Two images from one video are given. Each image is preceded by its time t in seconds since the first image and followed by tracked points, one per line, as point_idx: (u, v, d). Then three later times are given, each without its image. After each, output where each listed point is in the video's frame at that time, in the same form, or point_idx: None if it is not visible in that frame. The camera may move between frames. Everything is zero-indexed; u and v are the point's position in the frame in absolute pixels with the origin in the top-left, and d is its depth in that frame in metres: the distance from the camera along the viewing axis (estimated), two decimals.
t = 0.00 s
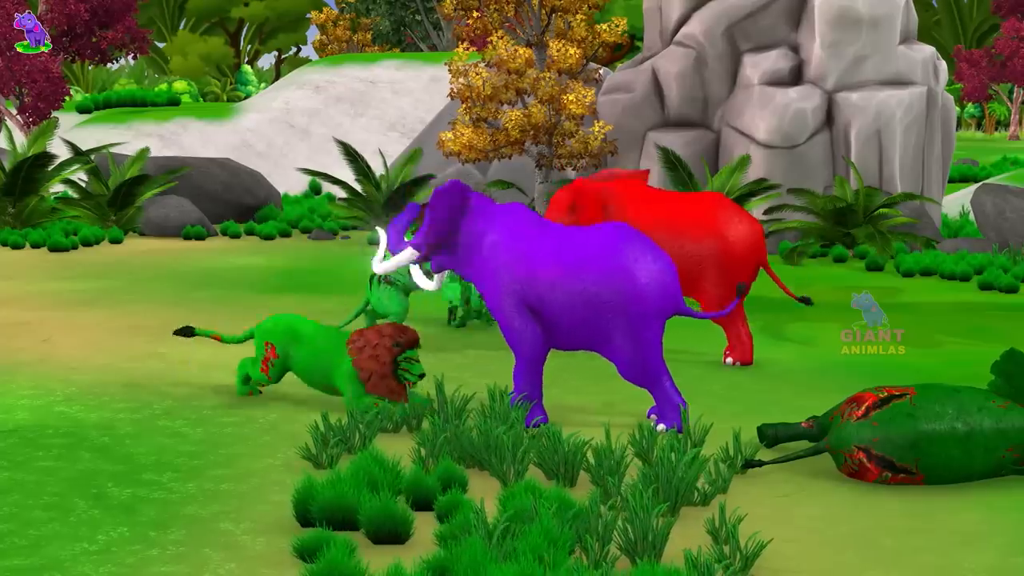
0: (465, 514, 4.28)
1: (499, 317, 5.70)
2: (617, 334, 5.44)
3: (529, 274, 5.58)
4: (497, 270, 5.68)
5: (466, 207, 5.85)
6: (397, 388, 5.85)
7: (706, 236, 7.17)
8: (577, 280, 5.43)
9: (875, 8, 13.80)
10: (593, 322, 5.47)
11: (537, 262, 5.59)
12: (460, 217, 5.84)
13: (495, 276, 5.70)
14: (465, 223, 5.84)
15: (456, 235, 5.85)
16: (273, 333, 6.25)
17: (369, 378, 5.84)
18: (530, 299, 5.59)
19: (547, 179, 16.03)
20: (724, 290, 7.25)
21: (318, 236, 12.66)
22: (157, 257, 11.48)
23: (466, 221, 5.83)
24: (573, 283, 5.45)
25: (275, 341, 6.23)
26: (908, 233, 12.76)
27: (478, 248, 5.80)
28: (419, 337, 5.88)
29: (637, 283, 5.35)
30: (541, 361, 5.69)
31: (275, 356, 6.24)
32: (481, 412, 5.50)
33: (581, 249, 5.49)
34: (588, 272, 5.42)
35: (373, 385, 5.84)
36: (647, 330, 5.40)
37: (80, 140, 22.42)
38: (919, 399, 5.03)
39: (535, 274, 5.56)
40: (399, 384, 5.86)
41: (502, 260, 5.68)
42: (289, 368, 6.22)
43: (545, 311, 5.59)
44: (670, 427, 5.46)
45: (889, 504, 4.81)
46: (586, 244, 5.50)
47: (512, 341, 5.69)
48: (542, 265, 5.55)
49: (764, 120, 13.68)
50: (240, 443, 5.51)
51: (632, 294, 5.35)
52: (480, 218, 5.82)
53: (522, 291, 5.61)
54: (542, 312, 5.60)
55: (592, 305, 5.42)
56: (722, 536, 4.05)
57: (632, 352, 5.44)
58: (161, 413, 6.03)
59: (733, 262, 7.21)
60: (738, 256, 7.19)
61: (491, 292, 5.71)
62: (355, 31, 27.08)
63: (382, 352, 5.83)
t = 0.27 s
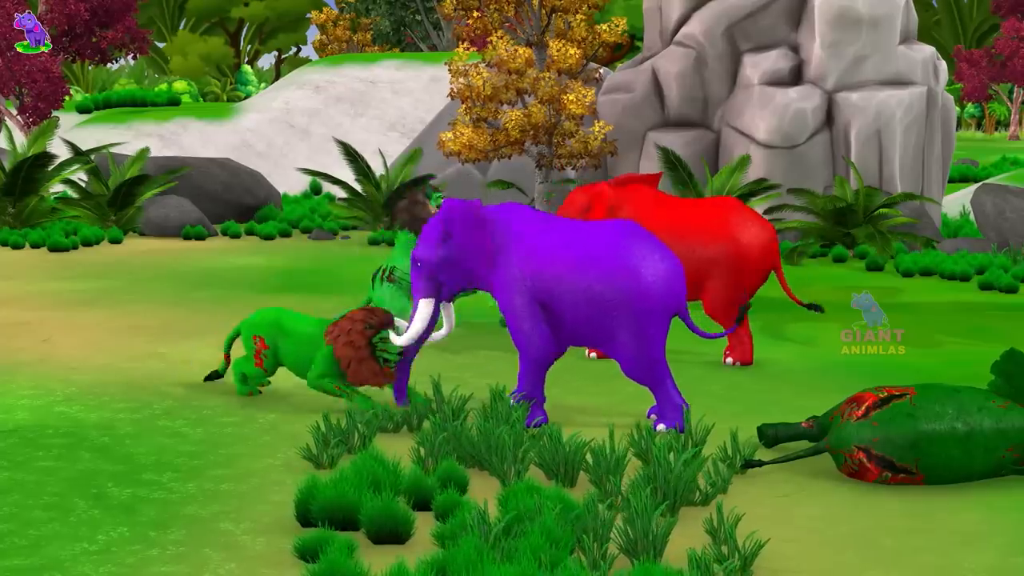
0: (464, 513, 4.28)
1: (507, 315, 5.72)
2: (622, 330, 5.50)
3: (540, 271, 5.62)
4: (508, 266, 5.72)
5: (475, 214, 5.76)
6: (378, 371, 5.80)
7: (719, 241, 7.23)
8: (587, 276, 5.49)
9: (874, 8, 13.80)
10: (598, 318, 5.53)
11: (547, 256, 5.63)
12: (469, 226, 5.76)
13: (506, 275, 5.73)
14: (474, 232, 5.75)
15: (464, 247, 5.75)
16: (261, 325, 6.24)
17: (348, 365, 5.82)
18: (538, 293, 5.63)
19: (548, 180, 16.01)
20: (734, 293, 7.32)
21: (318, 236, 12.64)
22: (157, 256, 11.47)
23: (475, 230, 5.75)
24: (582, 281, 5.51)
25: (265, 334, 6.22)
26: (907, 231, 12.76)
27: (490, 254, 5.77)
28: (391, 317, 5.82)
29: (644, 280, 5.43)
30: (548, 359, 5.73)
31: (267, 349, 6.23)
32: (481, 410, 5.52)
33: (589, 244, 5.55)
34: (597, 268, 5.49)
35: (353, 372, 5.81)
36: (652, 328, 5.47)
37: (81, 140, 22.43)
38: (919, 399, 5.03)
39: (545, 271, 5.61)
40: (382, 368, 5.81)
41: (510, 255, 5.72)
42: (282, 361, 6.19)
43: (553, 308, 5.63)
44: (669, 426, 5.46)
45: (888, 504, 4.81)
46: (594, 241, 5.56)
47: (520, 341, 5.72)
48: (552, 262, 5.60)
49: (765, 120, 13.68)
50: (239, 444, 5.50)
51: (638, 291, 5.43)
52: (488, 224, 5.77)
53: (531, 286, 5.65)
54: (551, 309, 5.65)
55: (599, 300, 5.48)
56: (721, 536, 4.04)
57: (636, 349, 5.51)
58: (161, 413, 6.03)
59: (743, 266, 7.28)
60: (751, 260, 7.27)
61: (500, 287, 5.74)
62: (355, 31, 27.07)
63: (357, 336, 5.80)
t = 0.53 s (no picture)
0: (465, 514, 4.28)
1: (514, 316, 5.74)
2: (629, 329, 5.51)
3: (548, 272, 5.61)
4: (516, 265, 5.72)
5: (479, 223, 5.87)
6: (370, 368, 5.81)
7: (714, 240, 7.11)
8: (596, 275, 5.50)
9: (872, 7, 13.77)
10: (606, 317, 5.54)
11: (555, 255, 5.63)
12: (475, 236, 5.86)
13: (513, 276, 5.72)
14: (479, 242, 5.85)
15: (470, 259, 5.88)
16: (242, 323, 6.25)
17: (338, 364, 5.79)
18: (546, 293, 5.63)
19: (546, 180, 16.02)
20: (726, 293, 7.26)
21: (316, 236, 12.63)
22: (154, 257, 11.46)
23: (481, 240, 5.84)
24: (590, 281, 5.51)
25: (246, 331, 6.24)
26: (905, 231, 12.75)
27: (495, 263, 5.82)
28: (375, 313, 5.79)
29: (652, 279, 5.44)
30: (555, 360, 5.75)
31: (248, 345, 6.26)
32: (484, 411, 5.52)
33: (597, 244, 5.56)
34: (605, 268, 5.50)
35: (345, 370, 5.79)
36: (658, 326, 5.48)
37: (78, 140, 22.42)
38: (921, 399, 5.02)
39: (553, 272, 5.61)
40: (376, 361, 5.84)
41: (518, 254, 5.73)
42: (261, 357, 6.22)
43: (561, 309, 5.63)
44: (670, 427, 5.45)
45: (889, 504, 4.81)
46: (602, 240, 5.57)
47: (528, 342, 5.73)
48: (559, 263, 5.60)
49: (762, 121, 13.68)
50: (240, 444, 5.50)
51: (646, 289, 5.44)
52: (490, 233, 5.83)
53: (538, 285, 5.65)
54: (558, 311, 5.65)
55: (608, 299, 5.49)
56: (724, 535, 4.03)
57: (643, 348, 5.53)
58: (161, 414, 6.02)
59: (735, 266, 7.19)
60: (743, 261, 7.17)
61: (508, 286, 5.75)
62: (351, 31, 27.06)
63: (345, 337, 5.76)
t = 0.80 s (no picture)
0: (472, 515, 4.25)
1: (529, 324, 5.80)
2: (649, 332, 5.58)
3: (568, 280, 5.67)
4: (539, 267, 5.77)
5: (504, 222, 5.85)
6: (348, 363, 5.76)
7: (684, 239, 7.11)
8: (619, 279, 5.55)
9: (866, 7, 13.85)
10: (626, 321, 5.60)
11: (578, 259, 5.68)
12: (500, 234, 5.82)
13: (533, 282, 5.77)
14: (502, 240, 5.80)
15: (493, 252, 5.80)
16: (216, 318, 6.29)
17: (316, 360, 5.77)
18: (567, 296, 5.68)
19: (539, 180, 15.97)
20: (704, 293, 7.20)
21: (308, 237, 12.59)
22: (147, 257, 11.40)
23: (502, 237, 5.79)
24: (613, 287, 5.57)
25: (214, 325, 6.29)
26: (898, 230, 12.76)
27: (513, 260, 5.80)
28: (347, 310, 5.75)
29: (676, 285, 5.50)
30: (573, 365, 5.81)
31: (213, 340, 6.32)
32: (489, 410, 5.52)
33: (622, 249, 5.61)
34: (629, 272, 5.55)
35: (323, 367, 5.77)
36: (678, 331, 5.57)
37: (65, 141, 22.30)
38: (925, 399, 5.02)
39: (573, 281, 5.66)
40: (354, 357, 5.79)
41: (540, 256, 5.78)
42: (225, 353, 6.29)
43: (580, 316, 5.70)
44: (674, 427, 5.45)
45: (895, 504, 4.81)
46: (626, 244, 5.62)
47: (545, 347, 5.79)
48: (583, 266, 5.65)
49: (756, 121, 13.70)
50: (241, 446, 5.47)
51: (670, 295, 5.51)
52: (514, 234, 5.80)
53: (560, 288, 5.69)
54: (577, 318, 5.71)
55: (630, 303, 5.55)
56: (733, 535, 4.01)
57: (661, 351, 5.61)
58: (160, 415, 5.99)
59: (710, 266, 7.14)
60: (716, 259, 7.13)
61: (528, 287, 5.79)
62: (341, 31, 27.00)
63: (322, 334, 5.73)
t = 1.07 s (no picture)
0: (485, 517, 4.22)
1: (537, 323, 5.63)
2: (656, 333, 5.46)
3: (576, 280, 5.52)
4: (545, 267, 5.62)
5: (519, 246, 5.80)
6: (338, 361, 5.84)
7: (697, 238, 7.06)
8: (628, 279, 5.41)
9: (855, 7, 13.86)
10: (633, 321, 5.48)
11: (585, 258, 5.54)
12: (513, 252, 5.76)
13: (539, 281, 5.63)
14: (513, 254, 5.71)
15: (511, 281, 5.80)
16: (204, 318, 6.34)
17: (308, 357, 5.85)
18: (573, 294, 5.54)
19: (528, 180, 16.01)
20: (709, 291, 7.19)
21: (296, 237, 12.54)
22: (135, 258, 11.33)
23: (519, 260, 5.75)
24: (622, 288, 5.43)
25: (203, 326, 6.32)
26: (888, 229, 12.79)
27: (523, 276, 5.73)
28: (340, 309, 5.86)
29: (685, 286, 5.38)
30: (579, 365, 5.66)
31: (203, 340, 6.34)
32: (493, 413, 5.45)
33: (630, 248, 5.48)
34: (638, 272, 5.42)
35: (313, 364, 5.86)
36: (686, 333, 5.44)
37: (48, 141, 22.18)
38: (933, 398, 5.01)
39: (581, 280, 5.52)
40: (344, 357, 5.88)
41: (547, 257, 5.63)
42: (214, 355, 6.31)
43: (589, 317, 5.56)
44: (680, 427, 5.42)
45: (903, 503, 4.80)
46: (636, 244, 5.49)
47: (552, 352, 5.64)
48: (591, 265, 5.50)
49: (746, 121, 13.75)
50: (244, 448, 5.42)
51: (679, 297, 5.38)
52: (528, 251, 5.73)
53: (567, 286, 5.54)
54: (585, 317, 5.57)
55: (638, 303, 5.42)
56: (748, 535, 3.99)
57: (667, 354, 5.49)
58: (160, 417, 5.94)
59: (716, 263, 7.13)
60: (723, 256, 7.10)
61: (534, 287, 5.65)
62: (323, 31, 26.94)
63: (313, 331, 5.82)
